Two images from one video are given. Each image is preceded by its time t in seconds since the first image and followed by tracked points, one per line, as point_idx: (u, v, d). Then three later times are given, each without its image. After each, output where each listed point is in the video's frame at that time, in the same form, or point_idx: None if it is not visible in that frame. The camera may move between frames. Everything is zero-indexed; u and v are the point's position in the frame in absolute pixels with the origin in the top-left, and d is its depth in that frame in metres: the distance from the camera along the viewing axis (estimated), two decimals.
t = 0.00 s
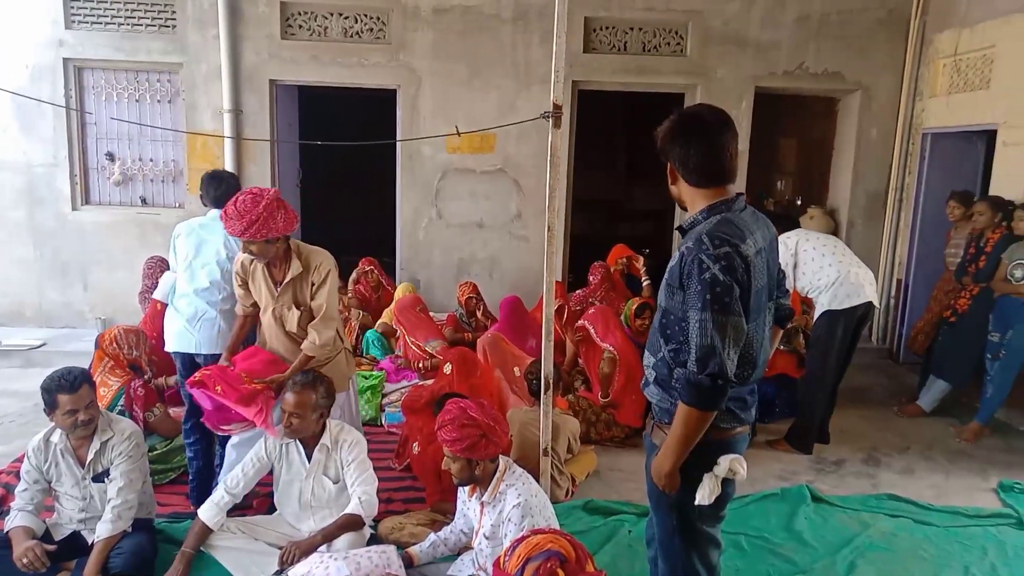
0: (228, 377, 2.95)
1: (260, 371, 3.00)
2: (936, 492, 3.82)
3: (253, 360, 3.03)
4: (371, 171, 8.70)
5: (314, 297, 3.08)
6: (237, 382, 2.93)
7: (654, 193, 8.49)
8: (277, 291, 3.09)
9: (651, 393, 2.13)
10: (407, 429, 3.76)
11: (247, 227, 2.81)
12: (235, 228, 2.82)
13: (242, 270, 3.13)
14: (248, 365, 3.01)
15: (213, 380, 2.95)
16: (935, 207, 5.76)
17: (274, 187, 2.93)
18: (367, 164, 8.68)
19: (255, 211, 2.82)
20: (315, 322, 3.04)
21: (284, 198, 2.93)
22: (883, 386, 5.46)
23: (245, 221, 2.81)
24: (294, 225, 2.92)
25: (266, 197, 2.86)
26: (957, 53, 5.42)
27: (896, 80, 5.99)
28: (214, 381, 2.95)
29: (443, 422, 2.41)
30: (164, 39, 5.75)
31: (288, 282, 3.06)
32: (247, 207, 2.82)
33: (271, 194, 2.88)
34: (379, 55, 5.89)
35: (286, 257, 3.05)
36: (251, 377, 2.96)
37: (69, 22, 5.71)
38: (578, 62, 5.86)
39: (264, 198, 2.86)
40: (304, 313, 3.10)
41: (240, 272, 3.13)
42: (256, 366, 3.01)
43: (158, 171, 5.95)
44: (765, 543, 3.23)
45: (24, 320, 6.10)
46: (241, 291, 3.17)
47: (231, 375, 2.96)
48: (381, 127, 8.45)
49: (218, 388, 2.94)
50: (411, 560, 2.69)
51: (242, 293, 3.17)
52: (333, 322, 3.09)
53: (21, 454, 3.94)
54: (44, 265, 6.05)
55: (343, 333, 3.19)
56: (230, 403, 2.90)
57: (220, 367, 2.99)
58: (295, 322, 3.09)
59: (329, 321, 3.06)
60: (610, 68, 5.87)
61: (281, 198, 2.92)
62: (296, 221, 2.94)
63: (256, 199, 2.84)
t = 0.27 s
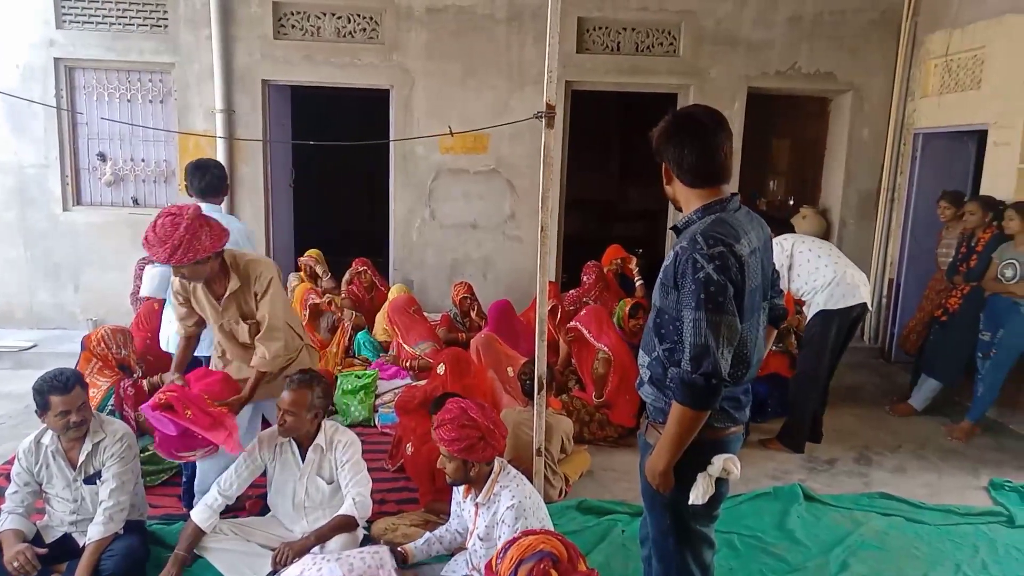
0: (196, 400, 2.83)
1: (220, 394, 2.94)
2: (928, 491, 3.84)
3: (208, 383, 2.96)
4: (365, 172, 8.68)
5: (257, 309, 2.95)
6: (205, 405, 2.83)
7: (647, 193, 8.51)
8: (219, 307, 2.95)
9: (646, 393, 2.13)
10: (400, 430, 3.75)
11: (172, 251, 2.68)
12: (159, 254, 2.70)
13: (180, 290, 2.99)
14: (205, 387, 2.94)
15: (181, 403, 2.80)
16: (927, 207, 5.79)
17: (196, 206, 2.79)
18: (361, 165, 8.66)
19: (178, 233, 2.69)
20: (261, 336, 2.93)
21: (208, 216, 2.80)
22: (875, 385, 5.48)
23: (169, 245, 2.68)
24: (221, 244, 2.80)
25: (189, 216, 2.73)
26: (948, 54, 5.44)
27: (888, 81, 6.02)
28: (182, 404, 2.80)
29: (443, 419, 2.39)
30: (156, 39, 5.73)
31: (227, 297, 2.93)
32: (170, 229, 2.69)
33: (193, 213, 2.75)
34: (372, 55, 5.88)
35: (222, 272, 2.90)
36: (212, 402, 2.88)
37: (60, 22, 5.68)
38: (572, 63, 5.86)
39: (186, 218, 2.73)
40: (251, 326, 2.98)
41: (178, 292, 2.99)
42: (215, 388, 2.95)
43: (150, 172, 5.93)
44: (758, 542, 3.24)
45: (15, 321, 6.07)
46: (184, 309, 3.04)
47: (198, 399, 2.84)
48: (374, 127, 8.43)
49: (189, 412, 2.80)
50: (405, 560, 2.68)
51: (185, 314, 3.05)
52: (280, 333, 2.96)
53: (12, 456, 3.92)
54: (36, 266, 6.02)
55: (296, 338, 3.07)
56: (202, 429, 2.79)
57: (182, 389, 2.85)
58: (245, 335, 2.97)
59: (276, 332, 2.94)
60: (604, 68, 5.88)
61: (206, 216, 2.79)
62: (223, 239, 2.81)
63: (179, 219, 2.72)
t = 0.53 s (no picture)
0: (157, 419, 2.62)
1: (184, 413, 2.87)
2: (928, 492, 3.84)
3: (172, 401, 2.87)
4: (366, 174, 8.69)
5: (222, 325, 2.91)
6: (166, 424, 2.64)
7: (647, 195, 8.51)
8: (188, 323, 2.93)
9: (646, 394, 2.13)
10: (401, 431, 3.75)
11: (132, 275, 2.55)
12: (118, 276, 2.57)
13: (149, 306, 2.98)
14: (168, 408, 2.84)
15: (141, 421, 2.58)
16: (928, 209, 5.79)
17: (158, 224, 2.66)
18: (362, 167, 8.67)
19: (139, 256, 2.57)
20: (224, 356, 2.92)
21: (171, 235, 2.67)
22: (876, 387, 5.48)
23: (128, 269, 2.55)
24: (185, 265, 2.68)
25: (149, 237, 2.61)
26: (949, 55, 5.44)
27: (889, 82, 6.02)
28: (143, 422, 2.58)
29: (446, 423, 2.39)
30: (157, 40, 5.74)
31: (191, 316, 2.90)
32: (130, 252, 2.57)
33: (154, 233, 2.62)
34: (373, 57, 5.89)
35: (187, 291, 2.85)
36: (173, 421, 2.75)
37: (62, 24, 5.70)
38: (572, 64, 5.87)
39: (146, 240, 2.60)
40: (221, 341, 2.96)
41: (148, 308, 2.99)
42: (180, 408, 2.87)
43: (151, 173, 5.93)
44: (759, 543, 3.23)
45: (16, 322, 6.08)
46: (155, 324, 3.05)
47: (159, 417, 2.64)
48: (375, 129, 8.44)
49: (148, 431, 2.57)
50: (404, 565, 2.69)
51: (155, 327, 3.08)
52: (245, 347, 2.94)
53: (13, 457, 3.93)
54: (37, 267, 6.02)
55: (270, 341, 3.16)
56: (161, 450, 2.57)
57: (143, 407, 2.63)
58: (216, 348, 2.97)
59: (241, 347, 2.92)
60: (604, 70, 5.88)
61: (168, 236, 2.67)
62: (186, 260, 2.69)
63: (141, 240, 2.59)
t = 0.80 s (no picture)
0: (130, 436, 2.57)
1: (167, 428, 2.83)
2: (933, 495, 3.83)
3: (161, 416, 2.85)
4: (371, 174, 8.70)
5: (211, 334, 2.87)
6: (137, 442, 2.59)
7: (651, 196, 8.50)
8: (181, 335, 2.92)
9: (650, 396, 2.13)
10: (405, 431, 3.75)
11: (123, 297, 2.53)
12: (109, 301, 2.54)
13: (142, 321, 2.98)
14: (152, 421, 2.80)
15: (113, 436, 2.54)
16: (933, 211, 5.77)
17: (136, 241, 2.62)
18: (367, 167, 8.69)
19: (126, 277, 2.54)
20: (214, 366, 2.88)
21: (152, 251, 2.63)
22: (880, 388, 5.47)
23: (117, 292, 2.52)
24: (171, 278, 2.66)
25: (130, 256, 2.56)
26: (955, 57, 5.42)
27: (894, 84, 6.01)
28: (114, 438, 2.54)
29: (446, 427, 2.40)
30: (163, 40, 5.76)
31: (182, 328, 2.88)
32: (116, 275, 2.53)
33: (135, 252, 2.58)
34: (378, 57, 5.90)
35: (176, 303, 2.82)
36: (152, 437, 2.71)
37: (68, 24, 5.71)
38: (577, 65, 5.87)
39: (129, 259, 2.56)
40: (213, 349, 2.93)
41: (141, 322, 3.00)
42: (164, 423, 2.84)
43: (156, 173, 5.95)
44: (763, 545, 3.23)
45: (22, 322, 6.10)
46: (151, 335, 3.06)
47: (134, 433, 2.60)
48: (380, 129, 8.45)
49: (119, 446, 2.53)
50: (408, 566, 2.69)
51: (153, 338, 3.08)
52: (236, 353, 2.90)
53: (18, 456, 3.94)
54: (43, 267, 6.05)
55: (267, 342, 3.16)
56: (133, 467, 2.54)
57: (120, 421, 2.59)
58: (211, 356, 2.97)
59: (231, 356, 2.88)
60: (609, 71, 5.88)
61: (149, 251, 2.63)
62: (172, 273, 2.67)
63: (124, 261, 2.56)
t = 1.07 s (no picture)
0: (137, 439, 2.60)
1: (166, 433, 2.90)
2: (936, 494, 3.82)
3: (161, 422, 2.92)
4: (373, 174, 8.71)
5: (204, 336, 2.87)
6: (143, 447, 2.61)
7: (653, 195, 8.50)
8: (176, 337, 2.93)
9: (653, 395, 2.13)
10: (408, 430, 3.76)
11: (112, 300, 2.53)
12: (97, 305, 2.54)
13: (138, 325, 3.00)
14: (152, 428, 2.86)
15: (122, 438, 2.56)
16: (936, 210, 5.76)
17: (120, 244, 2.60)
18: (369, 167, 8.70)
19: (113, 281, 2.53)
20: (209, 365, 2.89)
21: (137, 253, 2.63)
22: (884, 387, 5.46)
23: (106, 296, 2.51)
24: (159, 278, 2.67)
25: (116, 259, 2.56)
26: (958, 55, 5.40)
27: (897, 82, 6.00)
28: (121, 440, 2.56)
29: (448, 429, 2.40)
30: (166, 41, 5.76)
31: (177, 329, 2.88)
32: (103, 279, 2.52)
33: (120, 254, 2.57)
34: (380, 57, 5.90)
35: (167, 305, 2.82)
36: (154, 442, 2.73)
37: (72, 25, 5.72)
38: (579, 64, 5.87)
39: (115, 262, 2.55)
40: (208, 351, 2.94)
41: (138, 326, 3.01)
42: (164, 428, 2.90)
43: (159, 173, 5.95)
44: (766, 544, 3.23)
45: (26, 322, 6.11)
46: (147, 338, 3.07)
47: (138, 437, 2.62)
48: (382, 129, 8.45)
49: (124, 450, 2.56)
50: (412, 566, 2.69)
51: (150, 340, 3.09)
52: (230, 355, 2.91)
53: (22, 456, 3.95)
54: (47, 267, 6.06)
55: (264, 342, 3.17)
56: (134, 472, 2.57)
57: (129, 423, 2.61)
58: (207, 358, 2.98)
59: (225, 358, 2.88)
60: (611, 70, 5.88)
61: (134, 254, 2.62)
62: (160, 273, 2.68)
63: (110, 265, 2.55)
